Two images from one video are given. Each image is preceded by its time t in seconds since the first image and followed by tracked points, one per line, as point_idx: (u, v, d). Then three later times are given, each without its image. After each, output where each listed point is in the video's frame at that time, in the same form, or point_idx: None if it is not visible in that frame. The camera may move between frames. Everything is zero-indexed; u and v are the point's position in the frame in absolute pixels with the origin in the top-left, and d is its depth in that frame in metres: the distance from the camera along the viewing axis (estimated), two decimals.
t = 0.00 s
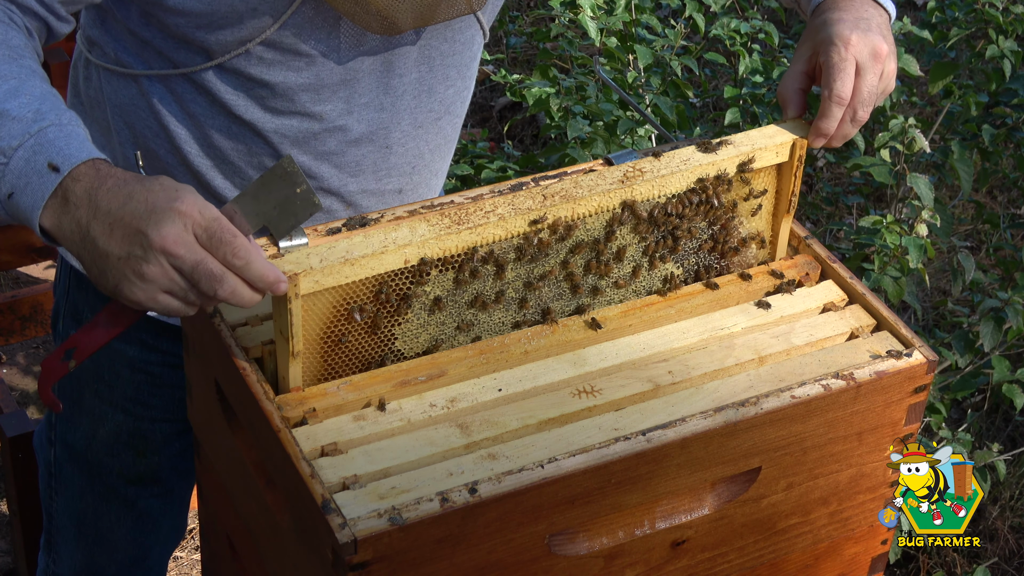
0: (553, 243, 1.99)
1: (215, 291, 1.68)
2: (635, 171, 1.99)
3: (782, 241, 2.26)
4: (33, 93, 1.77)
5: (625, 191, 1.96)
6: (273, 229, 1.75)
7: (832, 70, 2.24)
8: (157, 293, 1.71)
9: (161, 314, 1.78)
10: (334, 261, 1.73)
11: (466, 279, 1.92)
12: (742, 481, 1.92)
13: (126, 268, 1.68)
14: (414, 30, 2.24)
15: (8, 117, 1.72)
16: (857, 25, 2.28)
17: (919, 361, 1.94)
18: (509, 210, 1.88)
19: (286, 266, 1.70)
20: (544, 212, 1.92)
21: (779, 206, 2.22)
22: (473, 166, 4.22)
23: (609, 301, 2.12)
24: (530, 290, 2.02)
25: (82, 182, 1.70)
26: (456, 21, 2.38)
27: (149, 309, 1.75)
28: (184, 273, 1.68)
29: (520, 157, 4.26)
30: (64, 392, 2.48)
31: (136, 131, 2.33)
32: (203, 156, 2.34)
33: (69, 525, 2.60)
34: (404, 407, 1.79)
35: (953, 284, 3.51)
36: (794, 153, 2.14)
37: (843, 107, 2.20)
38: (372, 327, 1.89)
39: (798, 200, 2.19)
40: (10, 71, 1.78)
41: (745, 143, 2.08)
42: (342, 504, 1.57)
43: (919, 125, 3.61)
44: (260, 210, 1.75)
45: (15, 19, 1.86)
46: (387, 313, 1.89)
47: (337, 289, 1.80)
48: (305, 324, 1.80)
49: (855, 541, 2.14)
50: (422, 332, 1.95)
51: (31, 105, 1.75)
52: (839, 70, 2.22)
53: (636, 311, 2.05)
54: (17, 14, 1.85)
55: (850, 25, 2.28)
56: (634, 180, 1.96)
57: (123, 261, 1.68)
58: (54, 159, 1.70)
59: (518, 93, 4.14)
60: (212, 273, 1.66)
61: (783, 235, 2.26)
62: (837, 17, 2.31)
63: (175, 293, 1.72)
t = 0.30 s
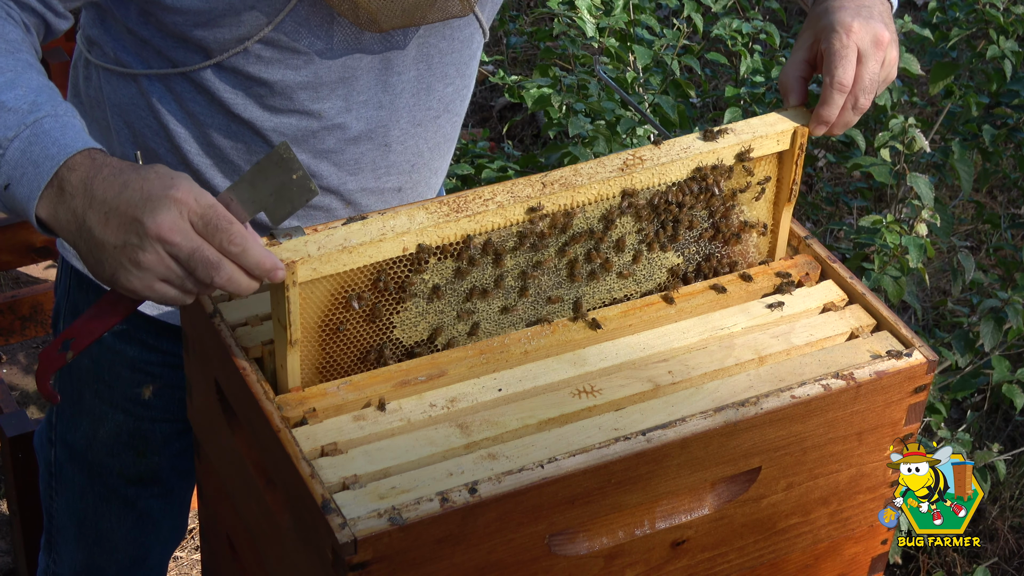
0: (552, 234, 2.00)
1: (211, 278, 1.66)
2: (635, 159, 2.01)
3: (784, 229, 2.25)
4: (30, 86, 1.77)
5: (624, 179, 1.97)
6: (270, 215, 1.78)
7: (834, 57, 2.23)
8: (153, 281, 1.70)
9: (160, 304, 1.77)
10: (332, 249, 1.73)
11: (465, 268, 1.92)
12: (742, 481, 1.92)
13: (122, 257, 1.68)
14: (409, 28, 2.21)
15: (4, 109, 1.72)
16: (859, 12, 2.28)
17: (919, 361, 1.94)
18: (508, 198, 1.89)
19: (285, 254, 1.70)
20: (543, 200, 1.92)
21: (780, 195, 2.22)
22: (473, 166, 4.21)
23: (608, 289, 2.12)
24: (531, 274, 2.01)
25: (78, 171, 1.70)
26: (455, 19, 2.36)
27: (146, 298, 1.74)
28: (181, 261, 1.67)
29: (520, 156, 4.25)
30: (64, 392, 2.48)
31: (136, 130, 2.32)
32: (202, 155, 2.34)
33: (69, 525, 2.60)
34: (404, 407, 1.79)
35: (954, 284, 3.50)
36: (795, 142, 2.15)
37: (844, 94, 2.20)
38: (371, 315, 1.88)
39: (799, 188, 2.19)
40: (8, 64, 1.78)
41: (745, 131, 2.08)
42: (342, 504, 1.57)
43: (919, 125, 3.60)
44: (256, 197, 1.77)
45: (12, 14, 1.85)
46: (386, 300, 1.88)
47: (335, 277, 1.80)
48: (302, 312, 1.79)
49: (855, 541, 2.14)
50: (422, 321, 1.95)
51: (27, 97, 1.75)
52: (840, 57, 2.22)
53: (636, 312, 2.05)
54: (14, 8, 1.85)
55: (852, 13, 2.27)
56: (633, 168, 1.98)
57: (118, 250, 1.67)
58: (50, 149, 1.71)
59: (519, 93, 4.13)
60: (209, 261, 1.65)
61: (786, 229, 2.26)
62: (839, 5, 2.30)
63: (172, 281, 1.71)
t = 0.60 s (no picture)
0: (552, 223, 1.97)
1: (208, 264, 1.67)
2: (635, 146, 1.97)
3: (785, 217, 2.23)
4: (26, 76, 1.81)
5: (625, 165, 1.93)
6: (267, 198, 1.81)
7: (834, 43, 2.23)
8: (151, 267, 1.71)
9: (158, 290, 1.78)
10: (331, 236, 1.71)
11: (466, 255, 1.89)
12: (742, 481, 1.92)
13: (119, 244, 1.69)
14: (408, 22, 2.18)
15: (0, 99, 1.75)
16: None
17: (919, 361, 1.94)
18: (507, 184, 1.85)
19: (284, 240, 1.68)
20: (543, 186, 1.88)
21: (781, 182, 2.20)
22: (473, 166, 4.21)
23: (607, 277, 2.10)
24: (532, 260, 1.99)
25: (74, 159, 1.71)
26: (452, 14, 2.32)
27: (144, 285, 1.75)
28: (178, 247, 1.68)
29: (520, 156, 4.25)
30: (65, 392, 2.48)
31: (134, 128, 2.30)
32: (200, 152, 2.30)
33: (69, 525, 2.60)
34: (404, 407, 1.79)
35: (953, 284, 3.50)
36: (796, 129, 2.11)
37: (844, 80, 2.20)
38: (370, 302, 1.87)
39: (800, 175, 2.17)
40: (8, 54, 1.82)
41: (745, 119, 2.05)
42: (342, 504, 1.57)
43: (919, 125, 3.60)
44: (252, 181, 1.80)
45: (8, 7, 1.90)
46: (385, 287, 1.86)
47: (335, 264, 1.78)
48: (301, 299, 1.78)
49: (855, 541, 2.14)
50: (421, 308, 1.93)
51: (24, 87, 1.78)
52: (840, 43, 2.22)
53: (636, 311, 2.05)
54: (12, 1, 1.90)
55: None
56: (633, 156, 1.94)
57: (115, 236, 1.68)
58: (46, 137, 1.73)
59: (519, 93, 4.13)
60: (205, 246, 1.66)
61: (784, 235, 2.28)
62: None
63: (169, 268, 1.72)
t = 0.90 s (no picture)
0: (556, 214, 1.96)
1: (207, 255, 1.66)
2: (636, 134, 1.95)
3: (788, 205, 2.23)
4: (25, 69, 1.81)
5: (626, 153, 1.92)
6: (266, 188, 1.79)
7: (836, 30, 2.23)
8: (150, 259, 1.70)
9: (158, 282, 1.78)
10: (331, 227, 1.69)
11: (467, 246, 1.89)
12: (742, 481, 1.92)
13: (118, 236, 1.68)
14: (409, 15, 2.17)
15: None
16: None
17: (919, 361, 1.94)
18: (508, 173, 1.84)
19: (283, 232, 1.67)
20: (544, 176, 1.87)
21: (783, 169, 2.19)
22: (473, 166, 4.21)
23: (610, 267, 2.11)
24: (531, 250, 1.98)
25: (72, 152, 1.72)
26: (450, 9, 2.32)
27: (143, 276, 1.74)
28: (177, 238, 1.67)
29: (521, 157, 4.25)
30: (65, 391, 2.48)
31: (133, 126, 2.28)
32: (198, 149, 2.28)
33: (68, 524, 2.60)
34: (404, 407, 1.79)
35: (954, 284, 3.50)
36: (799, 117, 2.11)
37: (847, 66, 2.19)
38: (370, 292, 1.86)
39: (803, 162, 2.17)
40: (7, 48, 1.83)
41: (748, 107, 2.03)
42: (342, 504, 1.57)
43: (920, 125, 3.60)
44: (251, 172, 1.79)
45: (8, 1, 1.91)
46: (386, 278, 1.86)
47: (336, 255, 1.77)
48: (301, 290, 1.77)
49: (855, 541, 2.14)
50: (422, 299, 1.93)
51: (23, 80, 1.78)
52: (842, 29, 2.22)
53: (636, 312, 2.06)
54: None
55: None
56: (635, 143, 1.92)
57: (114, 228, 1.68)
58: (45, 130, 1.73)
59: (519, 93, 4.14)
60: (204, 237, 1.65)
61: (787, 223, 2.27)
62: None
63: (168, 259, 1.71)
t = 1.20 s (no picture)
0: (558, 205, 1.96)
1: (205, 239, 1.67)
2: (638, 123, 1.95)
3: (790, 194, 2.25)
4: (24, 57, 1.81)
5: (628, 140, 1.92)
6: (265, 172, 1.78)
7: (840, 18, 2.22)
8: (148, 244, 1.71)
9: (157, 267, 1.79)
10: (330, 213, 1.68)
11: (467, 233, 1.88)
12: (742, 481, 1.92)
13: (116, 221, 1.69)
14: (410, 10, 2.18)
15: None
16: None
17: (919, 361, 1.94)
18: (510, 161, 1.84)
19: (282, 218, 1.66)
20: (545, 163, 1.87)
21: (785, 159, 2.22)
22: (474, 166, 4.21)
23: (610, 257, 2.11)
24: (531, 237, 1.97)
25: (70, 138, 1.72)
26: (451, 5, 2.32)
27: (142, 262, 1.75)
28: (174, 223, 1.68)
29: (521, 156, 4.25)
30: (65, 390, 2.48)
31: (134, 123, 2.28)
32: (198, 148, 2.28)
33: (69, 525, 2.60)
34: (404, 407, 1.79)
35: (953, 284, 3.50)
36: (800, 105, 2.12)
37: (850, 54, 2.19)
38: (370, 279, 1.84)
39: (805, 152, 2.18)
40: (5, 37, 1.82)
41: (750, 96, 2.05)
42: (342, 504, 1.57)
43: (920, 125, 3.60)
44: (249, 156, 1.78)
45: None
46: (386, 264, 1.84)
47: (335, 241, 1.76)
48: (300, 276, 1.76)
49: (855, 541, 2.14)
50: (422, 286, 1.91)
51: (20, 68, 1.78)
52: (846, 17, 2.22)
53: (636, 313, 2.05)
54: None
55: None
56: (636, 132, 1.92)
57: (112, 213, 1.69)
58: (43, 115, 1.73)
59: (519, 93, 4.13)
60: (202, 222, 1.66)
61: (788, 215, 2.29)
62: None
63: (166, 245, 1.72)
